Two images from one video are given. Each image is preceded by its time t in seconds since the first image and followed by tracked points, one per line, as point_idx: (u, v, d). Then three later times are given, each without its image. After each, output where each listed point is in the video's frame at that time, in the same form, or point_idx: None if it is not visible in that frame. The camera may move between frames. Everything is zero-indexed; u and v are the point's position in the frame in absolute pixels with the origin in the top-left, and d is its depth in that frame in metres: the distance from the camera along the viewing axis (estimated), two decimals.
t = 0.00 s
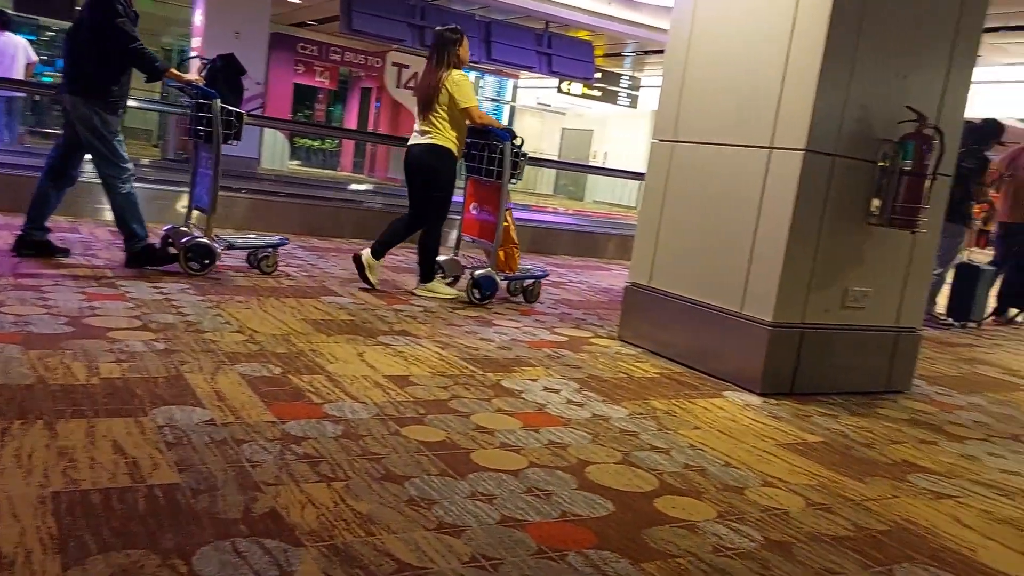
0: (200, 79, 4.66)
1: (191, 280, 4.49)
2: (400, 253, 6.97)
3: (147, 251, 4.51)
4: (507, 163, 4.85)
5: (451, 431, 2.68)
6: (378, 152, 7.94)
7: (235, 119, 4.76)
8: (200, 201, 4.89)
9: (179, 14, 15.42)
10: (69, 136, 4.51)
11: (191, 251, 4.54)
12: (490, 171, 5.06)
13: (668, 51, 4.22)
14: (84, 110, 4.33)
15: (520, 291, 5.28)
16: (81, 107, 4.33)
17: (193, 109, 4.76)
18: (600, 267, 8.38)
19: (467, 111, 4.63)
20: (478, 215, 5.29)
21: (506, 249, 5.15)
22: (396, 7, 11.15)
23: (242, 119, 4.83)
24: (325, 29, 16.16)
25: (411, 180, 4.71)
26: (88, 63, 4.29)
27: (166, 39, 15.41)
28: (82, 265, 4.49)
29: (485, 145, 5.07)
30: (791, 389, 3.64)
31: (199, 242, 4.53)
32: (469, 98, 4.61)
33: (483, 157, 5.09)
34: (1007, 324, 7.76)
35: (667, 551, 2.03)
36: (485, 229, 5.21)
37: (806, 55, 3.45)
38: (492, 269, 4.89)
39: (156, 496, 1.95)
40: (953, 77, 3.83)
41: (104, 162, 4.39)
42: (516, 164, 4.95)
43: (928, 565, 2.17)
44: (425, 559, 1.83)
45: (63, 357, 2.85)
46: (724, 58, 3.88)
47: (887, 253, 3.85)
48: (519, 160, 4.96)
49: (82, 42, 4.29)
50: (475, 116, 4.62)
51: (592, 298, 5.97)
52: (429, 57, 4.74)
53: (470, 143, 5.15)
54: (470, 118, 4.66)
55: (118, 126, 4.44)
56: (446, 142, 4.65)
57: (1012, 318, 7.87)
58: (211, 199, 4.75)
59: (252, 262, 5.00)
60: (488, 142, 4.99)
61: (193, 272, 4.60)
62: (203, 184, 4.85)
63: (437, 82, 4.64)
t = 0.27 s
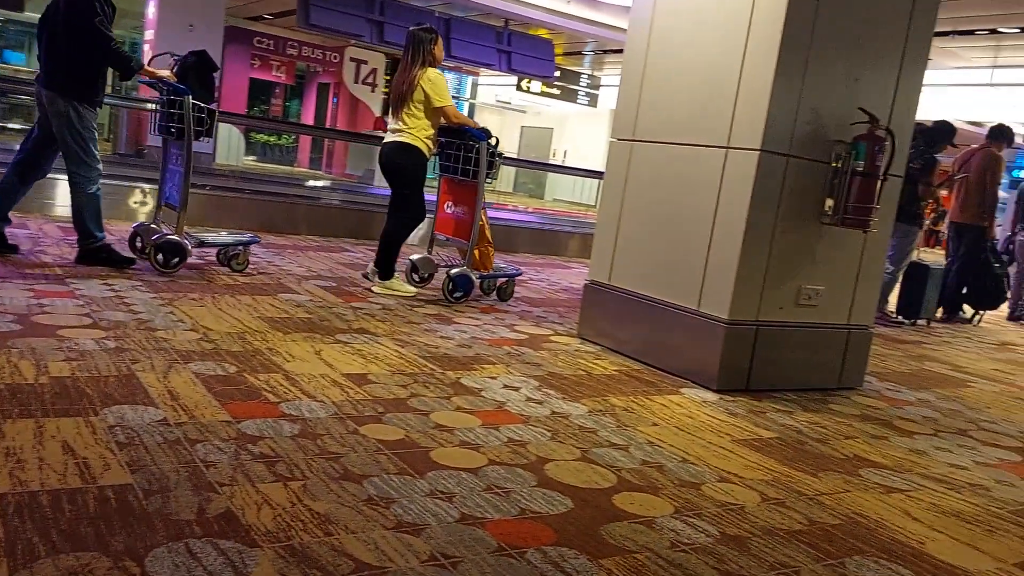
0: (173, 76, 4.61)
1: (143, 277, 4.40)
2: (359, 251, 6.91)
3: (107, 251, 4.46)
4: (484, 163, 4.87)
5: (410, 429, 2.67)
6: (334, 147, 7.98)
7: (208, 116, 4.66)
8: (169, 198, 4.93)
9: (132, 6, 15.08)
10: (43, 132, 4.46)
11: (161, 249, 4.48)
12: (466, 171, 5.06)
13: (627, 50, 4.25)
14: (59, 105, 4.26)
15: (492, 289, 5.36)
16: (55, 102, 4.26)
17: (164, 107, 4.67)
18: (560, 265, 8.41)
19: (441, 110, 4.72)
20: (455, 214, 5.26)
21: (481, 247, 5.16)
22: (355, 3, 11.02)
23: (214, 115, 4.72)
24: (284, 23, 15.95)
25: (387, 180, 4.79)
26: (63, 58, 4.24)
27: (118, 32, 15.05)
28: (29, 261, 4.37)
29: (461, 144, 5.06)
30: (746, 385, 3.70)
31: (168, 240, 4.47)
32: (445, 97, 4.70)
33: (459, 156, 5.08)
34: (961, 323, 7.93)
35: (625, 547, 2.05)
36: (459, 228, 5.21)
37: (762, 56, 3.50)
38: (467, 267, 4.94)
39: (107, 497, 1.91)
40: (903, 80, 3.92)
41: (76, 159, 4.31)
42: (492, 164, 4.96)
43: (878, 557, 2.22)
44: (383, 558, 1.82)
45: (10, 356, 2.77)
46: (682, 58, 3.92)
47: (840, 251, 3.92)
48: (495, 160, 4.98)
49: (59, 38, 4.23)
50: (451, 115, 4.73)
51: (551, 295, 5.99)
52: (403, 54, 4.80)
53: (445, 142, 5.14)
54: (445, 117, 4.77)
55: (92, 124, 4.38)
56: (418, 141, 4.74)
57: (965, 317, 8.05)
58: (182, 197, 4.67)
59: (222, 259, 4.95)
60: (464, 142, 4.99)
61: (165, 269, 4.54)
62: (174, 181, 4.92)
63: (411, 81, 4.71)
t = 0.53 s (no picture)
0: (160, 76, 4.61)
1: (113, 275, 4.35)
2: (333, 249, 6.88)
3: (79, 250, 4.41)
4: (473, 163, 4.87)
5: (384, 429, 2.66)
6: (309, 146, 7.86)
7: (193, 115, 4.63)
8: (155, 197, 4.89)
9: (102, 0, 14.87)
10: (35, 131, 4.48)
11: (146, 247, 4.51)
12: (455, 171, 5.06)
13: (602, 51, 4.26)
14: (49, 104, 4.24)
15: (480, 288, 5.39)
16: (45, 101, 4.25)
17: (150, 105, 4.65)
18: (535, 264, 8.42)
19: (428, 111, 4.70)
20: (444, 215, 5.24)
21: (469, 247, 5.17)
22: None
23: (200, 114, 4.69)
24: (258, 19, 15.81)
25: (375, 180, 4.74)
26: (55, 57, 4.23)
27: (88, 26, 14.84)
28: None
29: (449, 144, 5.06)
30: (719, 383, 3.73)
31: (151, 238, 4.47)
32: (432, 98, 4.68)
33: (448, 156, 5.08)
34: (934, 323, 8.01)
35: (599, 545, 2.06)
36: (448, 227, 5.21)
37: (735, 58, 3.53)
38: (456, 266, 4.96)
39: (76, 499, 1.89)
40: (874, 82, 3.97)
41: (61, 158, 4.27)
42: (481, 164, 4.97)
43: (848, 553, 2.24)
44: (357, 558, 1.81)
45: None
46: (656, 59, 3.94)
47: (811, 251, 3.97)
48: (483, 161, 4.97)
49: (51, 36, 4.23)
50: (439, 116, 4.70)
51: (526, 294, 5.99)
52: (392, 56, 4.81)
53: (435, 143, 5.14)
54: (432, 118, 4.75)
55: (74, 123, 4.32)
56: (404, 142, 4.71)
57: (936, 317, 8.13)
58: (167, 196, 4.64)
59: (208, 258, 4.94)
60: (453, 142, 4.98)
61: (146, 268, 4.55)
62: (159, 179, 4.89)
63: (398, 82, 4.70)
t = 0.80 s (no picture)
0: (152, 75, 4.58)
1: (89, 275, 4.30)
2: (313, 249, 6.84)
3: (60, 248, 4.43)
4: (466, 164, 4.88)
5: (364, 429, 2.65)
6: (287, 144, 7.81)
7: (184, 115, 4.63)
8: (144, 196, 4.87)
9: None
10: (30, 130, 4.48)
11: (137, 247, 4.51)
12: (449, 173, 5.07)
13: (583, 50, 4.26)
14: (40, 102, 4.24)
15: (474, 290, 5.37)
16: (37, 100, 4.25)
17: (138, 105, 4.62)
18: (516, 263, 8.41)
19: (422, 114, 4.68)
20: (434, 213, 5.32)
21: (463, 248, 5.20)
22: None
23: (191, 114, 4.69)
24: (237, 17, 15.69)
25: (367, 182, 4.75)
26: (48, 57, 4.23)
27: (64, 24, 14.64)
28: None
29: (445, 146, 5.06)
30: (699, 382, 3.75)
31: (143, 239, 4.49)
32: (426, 101, 4.65)
33: (443, 158, 5.09)
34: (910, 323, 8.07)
35: (580, 544, 2.06)
36: (443, 228, 5.22)
37: (715, 58, 3.55)
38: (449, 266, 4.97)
39: (52, 501, 1.86)
40: (852, 83, 4.00)
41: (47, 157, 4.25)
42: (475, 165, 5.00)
43: (827, 551, 2.26)
44: (337, 558, 1.80)
45: None
46: (636, 60, 3.95)
47: (790, 251, 4.00)
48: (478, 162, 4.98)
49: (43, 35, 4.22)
50: (433, 119, 4.67)
51: (506, 293, 5.99)
52: (386, 58, 4.76)
53: (429, 144, 5.13)
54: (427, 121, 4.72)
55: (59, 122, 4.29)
56: (399, 146, 4.71)
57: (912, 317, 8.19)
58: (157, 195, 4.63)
59: (197, 258, 4.95)
60: (448, 144, 4.99)
61: (138, 268, 4.56)
62: (147, 179, 4.85)
63: (393, 85, 4.67)
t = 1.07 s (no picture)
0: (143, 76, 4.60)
1: (63, 275, 4.25)
2: (291, 248, 6.80)
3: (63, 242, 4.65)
4: (460, 166, 4.91)
5: (343, 429, 2.64)
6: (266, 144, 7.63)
7: (173, 115, 4.66)
8: (133, 196, 4.90)
9: None
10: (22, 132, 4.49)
11: (128, 248, 4.49)
12: (443, 175, 5.11)
13: (562, 50, 4.27)
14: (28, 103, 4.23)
15: (471, 292, 5.38)
16: (25, 101, 4.25)
17: (128, 104, 4.65)
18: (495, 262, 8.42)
19: (417, 116, 4.80)
20: (428, 214, 5.34)
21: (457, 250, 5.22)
22: None
23: (181, 115, 4.72)
24: (214, 14, 15.56)
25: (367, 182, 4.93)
26: (37, 58, 4.22)
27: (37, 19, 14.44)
28: None
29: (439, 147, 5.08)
30: (678, 381, 3.77)
31: (136, 238, 4.47)
32: (422, 103, 4.79)
33: (436, 160, 5.12)
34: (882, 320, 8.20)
35: (560, 542, 2.07)
36: (436, 230, 5.24)
37: (694, 58, 3.57)
38: (443, 267, 5.02)
39: (26, 503, 1.84)
40: (828, 83, 4.04)
41: (26, 158, 4.21)
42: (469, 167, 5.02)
43: (803, 547, 2.28)
44: (315, 559, 1.80)
45: None
46: (615, 60, 3.96)
47: (767, 250, 4.03)
48: (471, 163, 5.00)
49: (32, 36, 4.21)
50: (428, 120, 4.79)
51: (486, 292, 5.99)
52: (383, 62, 4.93)
53: (422, 146, 5.15)
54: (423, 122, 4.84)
55: (43, 123, 4.26)
56: (396, 148, 4.88)
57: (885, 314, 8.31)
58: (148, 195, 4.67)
59: (186, 259, 4.98)
60: (441, 146, 5.02)
61: (129, 268, 4.54)
62: (137, 179, 4.89)
63: (389, 87, 4.82)
